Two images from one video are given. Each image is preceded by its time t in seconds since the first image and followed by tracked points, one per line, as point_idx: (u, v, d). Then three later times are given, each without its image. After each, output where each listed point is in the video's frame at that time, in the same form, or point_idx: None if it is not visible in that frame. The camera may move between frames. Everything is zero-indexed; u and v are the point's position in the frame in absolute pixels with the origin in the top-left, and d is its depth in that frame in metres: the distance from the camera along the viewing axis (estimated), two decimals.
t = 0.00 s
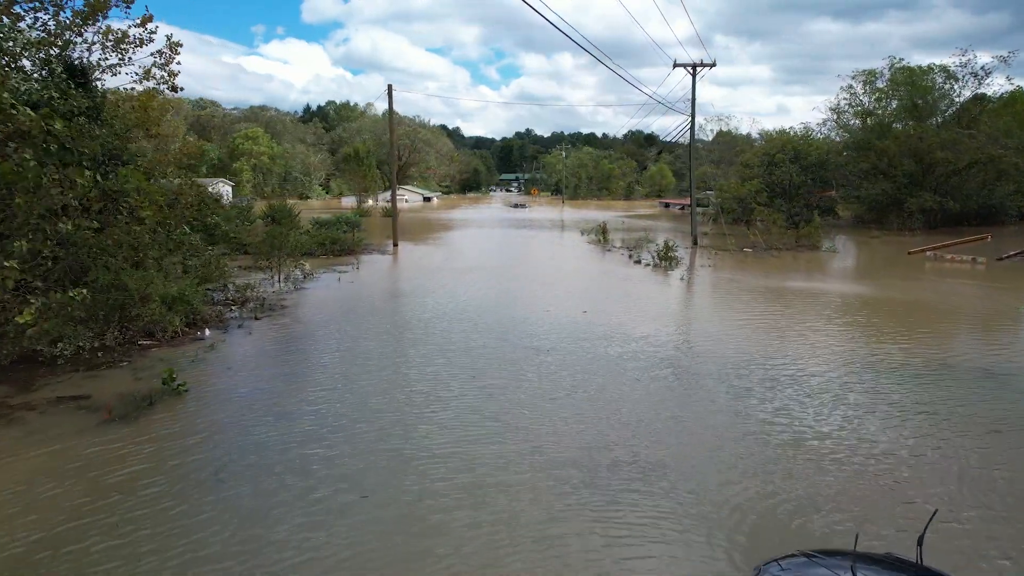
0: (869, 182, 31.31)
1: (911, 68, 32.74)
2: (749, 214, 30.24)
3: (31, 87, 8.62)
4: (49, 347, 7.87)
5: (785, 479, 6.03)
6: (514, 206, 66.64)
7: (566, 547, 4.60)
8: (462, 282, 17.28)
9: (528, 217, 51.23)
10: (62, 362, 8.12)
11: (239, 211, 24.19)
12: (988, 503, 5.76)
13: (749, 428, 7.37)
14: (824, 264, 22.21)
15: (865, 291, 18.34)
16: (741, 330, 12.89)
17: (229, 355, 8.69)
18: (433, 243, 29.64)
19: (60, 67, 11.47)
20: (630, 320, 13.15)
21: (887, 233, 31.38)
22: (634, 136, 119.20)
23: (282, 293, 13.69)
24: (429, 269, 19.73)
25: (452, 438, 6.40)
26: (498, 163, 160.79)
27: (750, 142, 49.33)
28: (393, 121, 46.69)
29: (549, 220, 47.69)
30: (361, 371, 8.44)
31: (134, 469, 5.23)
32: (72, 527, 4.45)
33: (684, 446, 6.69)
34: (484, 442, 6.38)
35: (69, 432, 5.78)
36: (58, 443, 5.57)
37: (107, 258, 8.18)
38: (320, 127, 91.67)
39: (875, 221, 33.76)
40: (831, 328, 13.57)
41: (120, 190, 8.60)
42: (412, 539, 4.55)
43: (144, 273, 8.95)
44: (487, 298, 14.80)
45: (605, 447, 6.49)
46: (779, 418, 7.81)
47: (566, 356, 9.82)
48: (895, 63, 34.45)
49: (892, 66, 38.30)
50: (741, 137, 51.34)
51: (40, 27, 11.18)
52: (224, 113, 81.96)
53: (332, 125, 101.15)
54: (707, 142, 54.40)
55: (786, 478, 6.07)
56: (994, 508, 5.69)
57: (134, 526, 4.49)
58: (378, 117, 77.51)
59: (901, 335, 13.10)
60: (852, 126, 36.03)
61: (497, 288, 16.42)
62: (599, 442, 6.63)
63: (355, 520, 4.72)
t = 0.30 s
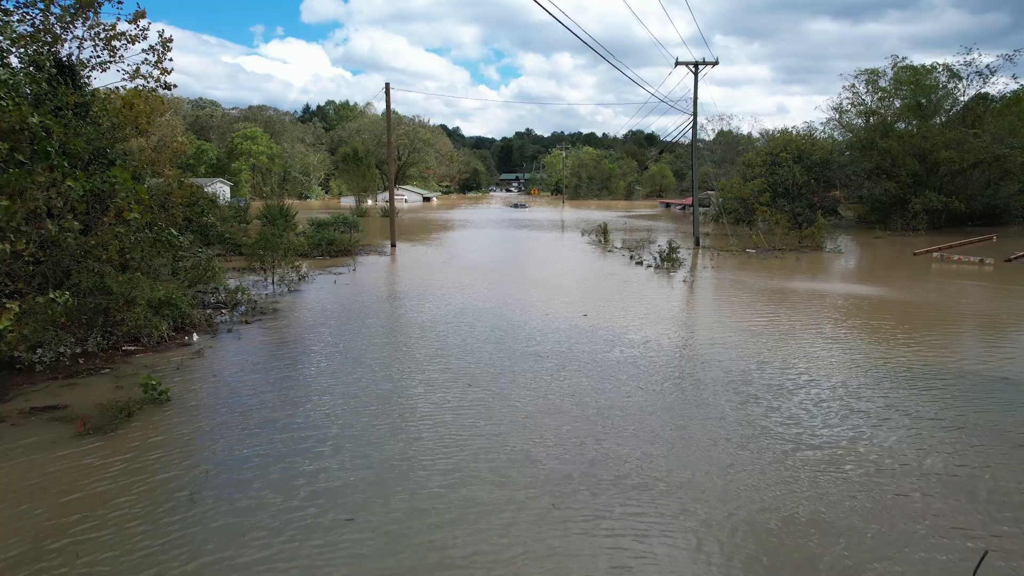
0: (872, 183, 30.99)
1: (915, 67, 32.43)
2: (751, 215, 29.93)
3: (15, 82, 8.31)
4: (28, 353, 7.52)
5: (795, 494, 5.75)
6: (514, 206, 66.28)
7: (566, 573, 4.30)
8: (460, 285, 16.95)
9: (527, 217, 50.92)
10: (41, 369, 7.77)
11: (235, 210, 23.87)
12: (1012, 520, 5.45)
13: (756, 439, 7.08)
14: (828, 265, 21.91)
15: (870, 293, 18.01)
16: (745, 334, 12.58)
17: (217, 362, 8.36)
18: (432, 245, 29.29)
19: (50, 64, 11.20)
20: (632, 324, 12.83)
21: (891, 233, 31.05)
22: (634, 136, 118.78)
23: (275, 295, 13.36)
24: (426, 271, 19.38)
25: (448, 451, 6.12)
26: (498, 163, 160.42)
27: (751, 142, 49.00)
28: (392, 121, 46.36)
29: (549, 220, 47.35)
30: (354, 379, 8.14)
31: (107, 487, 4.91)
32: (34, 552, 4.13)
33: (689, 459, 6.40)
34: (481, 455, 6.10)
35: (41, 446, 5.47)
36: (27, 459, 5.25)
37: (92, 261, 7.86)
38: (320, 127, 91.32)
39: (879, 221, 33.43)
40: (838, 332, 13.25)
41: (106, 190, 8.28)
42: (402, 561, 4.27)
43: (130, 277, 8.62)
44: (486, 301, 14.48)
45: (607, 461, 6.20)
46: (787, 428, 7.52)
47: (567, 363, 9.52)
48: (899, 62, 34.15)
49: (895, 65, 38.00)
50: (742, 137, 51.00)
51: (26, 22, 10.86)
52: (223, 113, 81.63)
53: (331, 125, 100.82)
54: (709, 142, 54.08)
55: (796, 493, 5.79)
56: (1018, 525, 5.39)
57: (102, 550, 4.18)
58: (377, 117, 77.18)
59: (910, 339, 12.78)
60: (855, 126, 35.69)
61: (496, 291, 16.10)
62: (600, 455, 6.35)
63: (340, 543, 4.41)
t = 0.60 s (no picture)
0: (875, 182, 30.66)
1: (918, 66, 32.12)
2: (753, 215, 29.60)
3: None
4: (5, 359, 7.16)
5: (807, 508, 5.47)
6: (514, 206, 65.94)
7: None
8: (459, 286, 16.60)
9: (527, 217, 50.57)
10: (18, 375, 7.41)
11: (231, 210, 23.53)
12: None
13: (765, 449, 6.79)
14: (832, 265, 21.60)
15: (877, 294, 17.69)
16: (750, 337, 12.28)
17: (204, 367, 8.04)
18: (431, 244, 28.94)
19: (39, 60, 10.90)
20: (635, 327, 12.51)
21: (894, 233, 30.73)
22: (634, 136, 118.41)
23: (268, 297, 13.03)
24: (424, 272, 19.05)
25: (443, 463, 5.83)
26: (498, 162, 160.03)
27: (752, 141, 48.66)
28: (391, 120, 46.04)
29: (549, 220, 47.00)
30: (346, 385, 7.84)
31: (76, 506, 4.62)
32: None
33: (696, 470, 6.12)
34: (478, 467, 5.82)
35: (10, 460, 5.17)
36: None
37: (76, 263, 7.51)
38: (319, 126, 90.94)
39: (882, 221, 33.10)
40: (845, 335, 12.93)
41: (92, 189, 7.94)
42: None
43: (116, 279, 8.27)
44: (484, 303, 14.17)
45: (609, 473, 5.92)
46: (795, 437, 7.23)
47: (567, 368, 9.22)
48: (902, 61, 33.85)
49: (898, 64, 37.68)
50: (743, 136, 50.67)
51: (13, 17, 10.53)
52: (221, 113, 81.29)
53: (330, 125, 100.43)
54: (710, 142, 53.74)
55: (807, 507, 5.51)
56: None
57: None
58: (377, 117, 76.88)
59: (919, 342, 12.46)
60: (858, 125, 35.37)
61: (495, 293, 15.76)
62: (602, 466, 6.06)
63: (322, 566, 4.12)
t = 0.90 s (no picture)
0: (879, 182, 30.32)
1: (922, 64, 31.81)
2: (756, 215, 29.24)
3: None
4: None
5: (826, 527, 5.12)
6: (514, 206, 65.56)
7: None
8: (458, 287, 16.24)
9: (527, 217, 50.20)
10: None
11: (227, 210, 23.17)
12: None
13: (778, 461, 6.44)
14: (838, 266, 21.25)
15: (884, 295, 17.33)
16: (757, 340, 11.93)
17: (190, 374, 7.70)
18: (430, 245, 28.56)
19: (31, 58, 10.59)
20: (638, 330, 12.16)
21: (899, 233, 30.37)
22: (634, 136, 117.94)
23: (260, 300, 12.66)
24: (423, 273, 18.69)
25: (438, 479, 5.48)
26: (498, 162, 159.63)
27: (754, 141, 48.27)
28: (390, 119, 45.62)
29: (549, 221, 46.64)
30: (337, 393, 7.47)
31: (39, 530, 4.30)
32: None
33: (703, 484, 5.80)
34: (474, 484, 5.46)
35: None
36: None
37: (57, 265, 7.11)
38: (318, 126, 90.57)
39: (886, 221, 32.74)
40: (854, 338, 12.57)
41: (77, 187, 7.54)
42: None
43: (99, 282, 7.87)
44: (483, 305, 13.80)
45: (614, 489, 5.56)
46: (809, 448, 6.87)
47: (569, 374, 8.86)
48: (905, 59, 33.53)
49: (901, 62, 37.36)
50: (745, 135, 50.30)
51: None
52: (220, 113, 80.88)
53: (329, 125, 100.06)
54: (711, 142, 53.38)
55: (826, 526, 5.16)
56: None
57: None
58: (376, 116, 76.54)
59: (931, 346, 12.10)
60: (862, 124, 35.06)
61: (494, 295, 15.40)
62: (606, 482, 5.71)
63: None
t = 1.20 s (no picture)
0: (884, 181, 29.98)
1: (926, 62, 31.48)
2: (759, 215, 28.89)
3: None
4: None
5: (847, 547, 4.80)
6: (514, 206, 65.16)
7: None
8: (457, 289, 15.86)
9: (528, 217, 49.83)
10: None
11: (223, 209, 22.81)
12: None
13: (792, 474, 6.11)
14: (844, 266, 20.87)
15: (892, 296, 16.98)
16: (764, 344, 11.57)
17: (175, 380, 7.39)
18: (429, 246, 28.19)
19: (23, 54, 10.29)
20: (642, 333, 11.79)
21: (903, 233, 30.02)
22: (635, 136, 117.50)
23: (253, 302, 12.30)
24: (422, 274, 18.31)
25: (432, 496, 5.14)
26: (498, 162, 159.21)
27: (756, 140, 47.95)
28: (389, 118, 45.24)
29: (550, 221, 46.26)
30: (327, 401, 7.14)
31: None
32: None
33: (711, 498, 5.49)
34: (470, 502, 5.13)
35: None
36: None
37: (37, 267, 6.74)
38: (318, 126, 90.16)
39: (890, 221, 32.37)
40: (865, 341, 12.21)
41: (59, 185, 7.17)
42: None
43: (82, 285, 7.51)
44: (482, 308, 13.43)
45: (620, 506, 5.22)
46: (821, 459, 6.55)
47: (570, 380, 8.50)
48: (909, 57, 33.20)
49: (905, 61, 37.03)
50: (747, 134, 49.95)
51: None
52: (219, 112, 80.48)
53: (329, 125, 99.67)
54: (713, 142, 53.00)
55: (847, 547, 4.83)
56: None
57: None
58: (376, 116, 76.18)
59: (944, 348, 11.74)
60: (865, 123, 34.70)
61: (494, 296, 15.05)
62: (612, 497, 5.37)
63: None
